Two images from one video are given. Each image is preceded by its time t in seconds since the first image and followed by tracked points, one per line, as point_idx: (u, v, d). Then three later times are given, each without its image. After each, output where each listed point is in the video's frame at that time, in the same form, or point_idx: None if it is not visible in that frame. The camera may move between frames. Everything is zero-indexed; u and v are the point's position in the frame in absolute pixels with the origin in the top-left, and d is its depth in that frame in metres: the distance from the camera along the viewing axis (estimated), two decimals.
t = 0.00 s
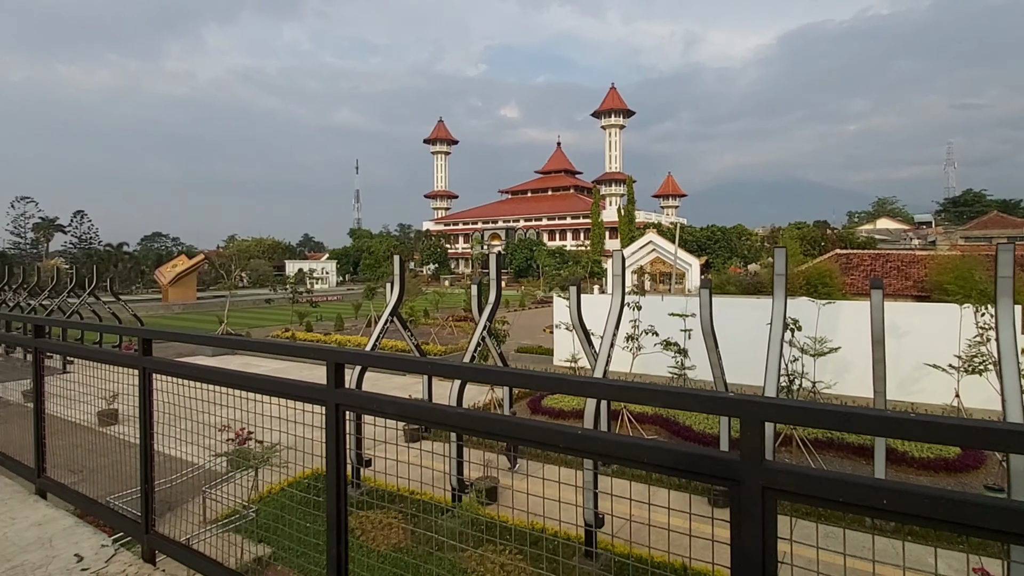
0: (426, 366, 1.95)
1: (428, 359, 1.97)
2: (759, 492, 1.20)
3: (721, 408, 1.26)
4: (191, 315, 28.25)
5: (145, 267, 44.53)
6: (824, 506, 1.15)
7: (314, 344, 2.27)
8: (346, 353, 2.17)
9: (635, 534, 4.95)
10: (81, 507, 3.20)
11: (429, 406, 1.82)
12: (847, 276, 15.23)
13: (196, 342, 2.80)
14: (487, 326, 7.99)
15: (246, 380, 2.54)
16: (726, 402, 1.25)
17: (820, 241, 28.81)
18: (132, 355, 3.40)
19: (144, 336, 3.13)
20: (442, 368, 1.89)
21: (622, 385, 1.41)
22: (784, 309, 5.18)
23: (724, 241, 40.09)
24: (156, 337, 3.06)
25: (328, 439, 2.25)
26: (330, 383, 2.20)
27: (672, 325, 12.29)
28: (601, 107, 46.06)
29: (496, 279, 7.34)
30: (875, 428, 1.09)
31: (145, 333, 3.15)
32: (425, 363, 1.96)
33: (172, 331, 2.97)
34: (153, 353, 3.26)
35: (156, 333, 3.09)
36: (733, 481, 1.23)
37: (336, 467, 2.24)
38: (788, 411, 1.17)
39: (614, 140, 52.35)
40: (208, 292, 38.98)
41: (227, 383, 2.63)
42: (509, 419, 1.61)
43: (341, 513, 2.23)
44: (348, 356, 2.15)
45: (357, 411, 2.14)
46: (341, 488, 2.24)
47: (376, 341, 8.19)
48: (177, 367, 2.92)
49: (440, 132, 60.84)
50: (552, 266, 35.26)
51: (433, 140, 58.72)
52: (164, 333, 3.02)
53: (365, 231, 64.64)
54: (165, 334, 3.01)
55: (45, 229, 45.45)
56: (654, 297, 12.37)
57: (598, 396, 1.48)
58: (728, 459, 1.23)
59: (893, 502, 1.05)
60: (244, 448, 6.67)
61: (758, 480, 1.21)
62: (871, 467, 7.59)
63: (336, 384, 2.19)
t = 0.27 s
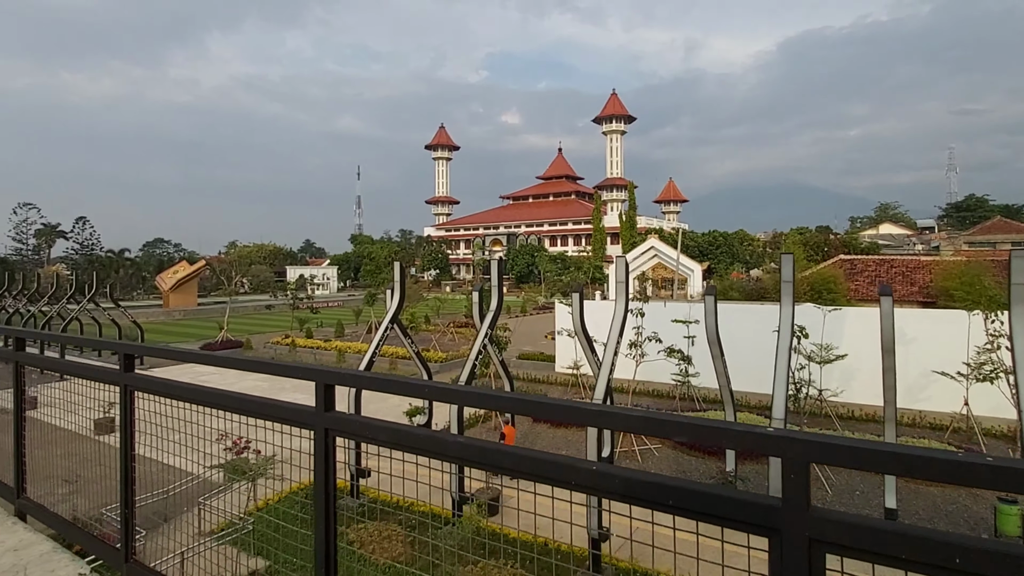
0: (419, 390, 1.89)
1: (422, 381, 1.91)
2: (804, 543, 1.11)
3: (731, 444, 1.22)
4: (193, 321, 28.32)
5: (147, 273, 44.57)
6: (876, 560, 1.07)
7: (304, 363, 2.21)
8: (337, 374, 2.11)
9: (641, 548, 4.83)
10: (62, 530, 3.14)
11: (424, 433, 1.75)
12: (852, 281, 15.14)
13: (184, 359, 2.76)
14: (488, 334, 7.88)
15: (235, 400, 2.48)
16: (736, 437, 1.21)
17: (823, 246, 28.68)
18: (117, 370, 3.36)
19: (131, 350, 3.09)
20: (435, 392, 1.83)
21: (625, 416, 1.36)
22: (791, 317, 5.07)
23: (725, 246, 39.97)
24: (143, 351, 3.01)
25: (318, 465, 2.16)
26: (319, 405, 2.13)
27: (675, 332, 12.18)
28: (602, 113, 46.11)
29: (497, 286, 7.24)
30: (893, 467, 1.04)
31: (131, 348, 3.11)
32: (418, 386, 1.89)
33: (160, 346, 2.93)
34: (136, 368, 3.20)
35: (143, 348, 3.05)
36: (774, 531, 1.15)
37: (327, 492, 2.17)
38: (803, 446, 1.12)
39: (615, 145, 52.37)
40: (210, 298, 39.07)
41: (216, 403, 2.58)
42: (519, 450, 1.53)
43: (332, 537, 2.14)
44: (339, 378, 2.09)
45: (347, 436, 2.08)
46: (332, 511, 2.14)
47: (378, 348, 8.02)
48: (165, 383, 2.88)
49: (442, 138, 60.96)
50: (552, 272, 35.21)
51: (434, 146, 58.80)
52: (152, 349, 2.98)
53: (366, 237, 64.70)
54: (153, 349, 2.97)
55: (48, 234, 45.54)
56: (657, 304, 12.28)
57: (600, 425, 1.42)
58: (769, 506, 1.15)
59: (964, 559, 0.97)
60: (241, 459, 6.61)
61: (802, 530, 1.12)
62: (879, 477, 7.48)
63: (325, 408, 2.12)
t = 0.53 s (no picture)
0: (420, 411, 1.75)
1: (422, 401, 1.79)
2: None
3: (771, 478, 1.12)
4: (192, 328, 28.21)
5: (146, 280, 44.50)
6: None
7: (297, 379, 2.08)
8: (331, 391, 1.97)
9: (645, 562, 4.67)
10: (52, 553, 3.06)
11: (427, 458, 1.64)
12: (855, 287, 14.96)
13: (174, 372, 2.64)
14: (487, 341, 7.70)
15: (223, 415, 2.34)
16: (778, 472, 1.11)
17: (825, 252, 28.54)
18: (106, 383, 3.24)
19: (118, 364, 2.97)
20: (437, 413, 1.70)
21: (651, 444, 1.25)
22: (798, 324, 4.90)
23: (725, 252, 39.83)
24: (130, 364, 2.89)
25: (310, 486, 2.03)
26: (311, 425, 1.98)
27: (675, 339, 12.01)
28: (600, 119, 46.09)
29: (496, 292, 7.07)
30: (953, 510, 0.94)
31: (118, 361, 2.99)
32: (419, 405, 1.76)
33: (149, 359, 2.82)
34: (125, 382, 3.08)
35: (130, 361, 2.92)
36: None
37: (317, 518, 2.01)
38: (859, 485, 1.03)
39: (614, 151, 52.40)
40: (209, 305, 38.98)
41: (203, 419, 2.44)
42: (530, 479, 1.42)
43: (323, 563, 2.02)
44: (333, 395, 1.96)
45: (339, 457, 1.93)
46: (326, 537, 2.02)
47: (376, 354, 7.79)
48: (152, 398, 2.76)
49: (440, 145, 61.02)
50: (552, 278, 35.12)
51: (433, 153, 58.94)
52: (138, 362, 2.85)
53: (365, 243, 64.62)
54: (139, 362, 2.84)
55: (52, 242, 45.63)
56: (657, 310, 12.10)
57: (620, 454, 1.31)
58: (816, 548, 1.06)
59: None
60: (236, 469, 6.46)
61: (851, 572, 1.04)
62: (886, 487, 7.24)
63: (319, 425, 1.98)
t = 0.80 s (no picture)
0: (436, 427, 1.61)
1: (436, 416, 1.63)
2: None
3: (830, 511, 1.09)
4: (191, 333, 28.03)
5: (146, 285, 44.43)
6: None
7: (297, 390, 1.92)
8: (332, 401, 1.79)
9: None
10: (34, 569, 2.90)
11: (449, 480, 1.50)
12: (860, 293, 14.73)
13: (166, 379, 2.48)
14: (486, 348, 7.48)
15: (214, 426, 2.16)
16: (840, 502, 1.08)
17: (828, 258, 28.29)
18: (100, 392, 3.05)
19: (110, 371, 2.83)
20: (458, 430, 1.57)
21: (706, 467, 1.21)
22: (805, 331, 4.69)
23: (724, 257, 39.58)
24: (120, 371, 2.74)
25: (308, 507, 1.84)
26: (310, 440, 1.80)
27: (676, 346, 11.79)
28: (598, 124, 45.99)
29: (495, 298, 6.88)
30: None
31: (109, 368, 2.85)
32: (436, 422, 1.62)
33: (139, 367, 2.66)
34: (120, 391, 2.94)
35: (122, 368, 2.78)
36: None
37: (312, 541, 1.83)
38: (947, 520, 0.98)
39: (612, 157, 52.36)
40: (209, 311, 38.84)
41: (192, 430, 2.25)
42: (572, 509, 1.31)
43: None
44: (334, 406, 1.77)
45: (341, 475, 1.75)
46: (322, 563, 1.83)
47: (374, 360, 7.50)
48: (143, 407, 2.61)
49: (439, 152, 61.09)
50: (550, 284, 34.96)
51: (432, 159, 58.90)
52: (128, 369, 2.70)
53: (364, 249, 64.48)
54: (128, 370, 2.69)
55: (55, 247, 45.71)
56: (658, 316, 11.87)
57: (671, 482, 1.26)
58: None
59: None
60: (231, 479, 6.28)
61: None
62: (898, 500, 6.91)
63: (320, 440, 1.79)
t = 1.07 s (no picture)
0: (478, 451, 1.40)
1: (461, 435, 1.45)
2: None
3: (954, 564, 0.88)
4: (190, 337, 27.84)
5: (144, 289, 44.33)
6: None
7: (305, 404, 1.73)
8: (340, 414, 1.59)
9: None
10: None
11: (478, 510, 1.31)
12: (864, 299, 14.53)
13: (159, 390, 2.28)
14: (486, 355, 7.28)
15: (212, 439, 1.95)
16: (965, 554, 0.88)
17: (830, 263, 28.08)
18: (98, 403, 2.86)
19: (105, 380, 2.63)
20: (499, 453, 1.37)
21: (791, 507, 1.01)
22: (815, 339, 4.50)
23: (723, 263, 39.34)
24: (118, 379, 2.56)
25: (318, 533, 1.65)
26: (320, 459, 1.60)
27: (678, 353, 11.58)
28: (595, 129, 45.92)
29: (495, 304, 6.68)
30: None
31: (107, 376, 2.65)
32: (460, 442, 1.43)
33: (135, 376, 2.48)
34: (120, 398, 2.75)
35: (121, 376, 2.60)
36: None
37: (320, 573, 1.62)
38: None
39: (610, 163, 52.35)
40: (208, 316, 38.69)
41: (189, 444, 2.05)
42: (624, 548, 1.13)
43: None
44: (343, 421, 1.58)
45: (354, 499, 1.56)
46: None
47: (374, 366, 7.25)
48: (141, 417, 2.41)
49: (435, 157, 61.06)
50: (548, 289, 34.79)
51: (431, 165, 58.94)
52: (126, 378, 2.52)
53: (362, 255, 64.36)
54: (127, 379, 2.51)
55: (56, 253, 45.72)
56: (659, 322, 11.66)
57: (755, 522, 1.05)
58: None
59: None
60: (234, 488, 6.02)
61: None
62: (908, 512, 6.62)
63: (331, 460, 1.60)
